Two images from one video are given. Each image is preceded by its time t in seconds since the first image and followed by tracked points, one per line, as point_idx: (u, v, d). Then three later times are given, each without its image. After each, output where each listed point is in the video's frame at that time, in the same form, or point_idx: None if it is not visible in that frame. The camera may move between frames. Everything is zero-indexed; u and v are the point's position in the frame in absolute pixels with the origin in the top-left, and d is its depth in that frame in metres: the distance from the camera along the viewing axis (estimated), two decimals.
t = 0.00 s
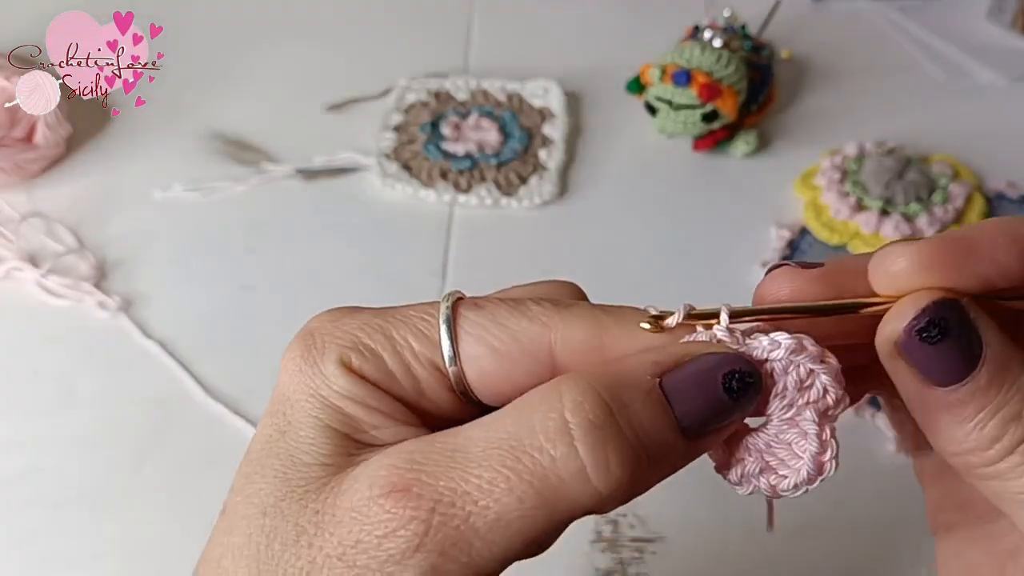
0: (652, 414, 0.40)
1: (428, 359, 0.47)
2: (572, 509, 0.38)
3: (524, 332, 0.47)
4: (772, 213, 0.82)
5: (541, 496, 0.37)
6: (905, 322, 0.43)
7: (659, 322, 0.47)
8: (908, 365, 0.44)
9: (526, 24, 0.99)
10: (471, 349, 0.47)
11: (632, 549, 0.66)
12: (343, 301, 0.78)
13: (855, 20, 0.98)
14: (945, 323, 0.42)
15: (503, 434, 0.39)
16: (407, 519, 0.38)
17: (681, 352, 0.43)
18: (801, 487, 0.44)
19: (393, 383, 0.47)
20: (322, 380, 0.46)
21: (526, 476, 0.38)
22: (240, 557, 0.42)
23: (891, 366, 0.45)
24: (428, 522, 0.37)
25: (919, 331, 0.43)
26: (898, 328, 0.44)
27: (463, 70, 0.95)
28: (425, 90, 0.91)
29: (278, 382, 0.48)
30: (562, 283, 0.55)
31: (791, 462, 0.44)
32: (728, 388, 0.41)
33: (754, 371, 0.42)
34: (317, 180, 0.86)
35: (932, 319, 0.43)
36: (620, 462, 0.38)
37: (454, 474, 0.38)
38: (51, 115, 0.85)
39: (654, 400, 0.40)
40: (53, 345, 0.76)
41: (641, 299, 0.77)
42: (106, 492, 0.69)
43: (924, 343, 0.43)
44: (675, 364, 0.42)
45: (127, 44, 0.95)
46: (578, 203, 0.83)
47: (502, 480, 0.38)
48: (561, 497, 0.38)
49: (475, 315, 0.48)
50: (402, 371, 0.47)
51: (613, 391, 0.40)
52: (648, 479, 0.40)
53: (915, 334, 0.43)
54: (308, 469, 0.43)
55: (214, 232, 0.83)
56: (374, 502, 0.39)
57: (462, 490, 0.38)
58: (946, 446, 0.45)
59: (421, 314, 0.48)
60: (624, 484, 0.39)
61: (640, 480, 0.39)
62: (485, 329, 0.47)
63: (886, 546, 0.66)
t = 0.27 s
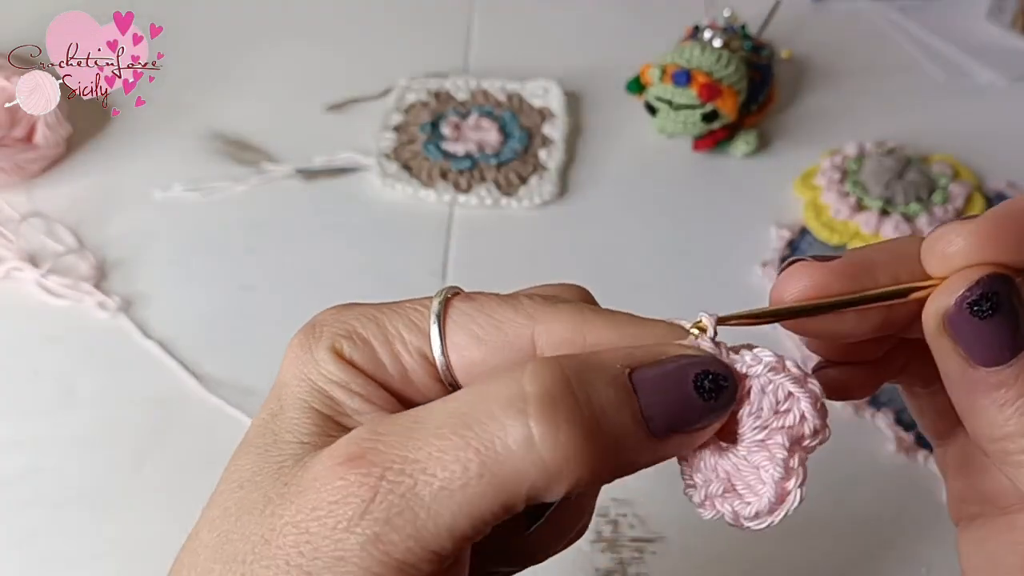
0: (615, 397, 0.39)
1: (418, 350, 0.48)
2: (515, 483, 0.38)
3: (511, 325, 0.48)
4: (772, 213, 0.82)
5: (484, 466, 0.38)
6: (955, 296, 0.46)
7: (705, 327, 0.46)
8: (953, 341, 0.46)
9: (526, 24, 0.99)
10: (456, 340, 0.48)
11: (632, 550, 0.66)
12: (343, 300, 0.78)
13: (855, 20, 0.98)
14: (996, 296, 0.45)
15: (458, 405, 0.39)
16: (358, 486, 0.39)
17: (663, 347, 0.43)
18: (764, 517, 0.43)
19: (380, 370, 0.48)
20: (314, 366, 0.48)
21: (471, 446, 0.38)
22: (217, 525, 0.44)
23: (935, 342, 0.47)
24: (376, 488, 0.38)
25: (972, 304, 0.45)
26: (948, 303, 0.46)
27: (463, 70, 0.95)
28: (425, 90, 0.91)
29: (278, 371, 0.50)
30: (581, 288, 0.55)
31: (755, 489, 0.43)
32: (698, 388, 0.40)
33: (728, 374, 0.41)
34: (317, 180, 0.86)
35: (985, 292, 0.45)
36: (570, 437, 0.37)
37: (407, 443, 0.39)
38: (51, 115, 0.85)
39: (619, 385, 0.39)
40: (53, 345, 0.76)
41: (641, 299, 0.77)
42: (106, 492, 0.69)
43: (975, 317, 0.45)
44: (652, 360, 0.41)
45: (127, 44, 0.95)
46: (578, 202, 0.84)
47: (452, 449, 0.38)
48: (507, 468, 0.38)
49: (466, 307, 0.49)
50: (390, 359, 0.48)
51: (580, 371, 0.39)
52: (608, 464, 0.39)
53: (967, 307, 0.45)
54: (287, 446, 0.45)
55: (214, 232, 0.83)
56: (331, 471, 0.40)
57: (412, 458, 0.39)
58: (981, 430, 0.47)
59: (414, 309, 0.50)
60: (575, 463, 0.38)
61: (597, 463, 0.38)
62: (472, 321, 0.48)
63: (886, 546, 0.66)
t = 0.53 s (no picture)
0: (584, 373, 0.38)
1: (425, 347, 0.48)
2: (479, 448, 0.37)
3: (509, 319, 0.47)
4: (772, 213, 0.82)
5: (449, 431, 0.37)
6: (967, 293, 0.46)
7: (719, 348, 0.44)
8: (962, 339, 0.46)
9: (526, 24, 0.99)
10: (456, 334, 0.47)
11: (632, 550, 0.66)
12: (343, 300, 0.78)
13: (855, 19, 0.98)
14: (1008, 292, 0.45)
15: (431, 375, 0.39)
16: (337, 454, 0.40)
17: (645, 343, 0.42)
18: (716, 530, 0.42)
19: (386, 366, 0.48)
20: (325, 360, 0.49)
21: (437, 411, 0.37)
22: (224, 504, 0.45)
23: (945, 342, 0.47)
24: (351, 454, 0.39)
25: (983, 299, 0.45)
26: (959, 301, 0.46)
27: (463, 70, 0.95)
28: (425, 90, 0.91)
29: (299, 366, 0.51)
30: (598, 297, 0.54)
31: (710, 501, 0.42)
32: (674, 378, 0.40)
33: (704, 369, 0.41)
34: (317, 180, 0.86)
35: (996, 287, 0.45)
36: (531, 403, 0.36)
37: (383, 413, 0.39)
38: (51, 115, 0.85)
39: (592, 364, 0.38)
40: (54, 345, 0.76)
41: (642, 298, 0.77)
42: (106, 492, 0.69)
43: (987, 312, 0.45)
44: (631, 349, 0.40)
45: (127, 44, 0.95)
46: (578, 202, 0.83)
47: (422, 416, 0.38)
48: (472, 436, 0.37)
49: (473, 303, 0.48)
50: (398, 357, 0.48)
51: (556, 349, 0.38)
52: (587, 442, 0.38)
53: (979, 301, 0.45)
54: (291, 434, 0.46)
55: (214, 232, 0.83)
56: (316, 443, 0.41)
57: (387, 426, 0.39)
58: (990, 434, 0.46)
59: (428, 310, 0.49)
60: (535, 426, 0.36)
61: (568, 437, 0.37)
62: (474, 315, 0.48)
63: (888, 548, 0.65)
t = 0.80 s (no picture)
0: (717, 431, 0.41)
1: (481, 379, 0.48)
2: (648, 522, 0.39)
3: (578, 354, 0.47)
4: (772, 213, 0.82)
5: (628, 518, 0.38)
6: (869, 350, 0.45)
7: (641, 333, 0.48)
8: (875, 397, 0.45)
9: (526, 24, 0.99)
10: (523, 370, 0.47)
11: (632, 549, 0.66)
12: (342, 300, 0.78)
13: (855, 19, 0.98)
14: (907, 349, 0.44)
15: (580, 456, 0.39)
16: (500, 547, 0.38)
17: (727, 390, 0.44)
18: (816, 529, 0.46)
19: (445, 404, 0.47)
20: (373, 400, 0.46)
21: (605, 498, 0.38)
22: None
23: (859, 398, 0.46)
24: (520, 549, 0.38)
25: (884, 357, 0.44)
26: (864, 357, 0.45)
27: (463, 70, 0.95)
28: (425, 90, 0.91)
29: (321, 403, 0.47)
30: (556, 280, 0.55)
31: (814, 507, 0.46)
32: (783, 423, 0.43)
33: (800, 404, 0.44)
34: (317, 180, 0.86)
35: (895, 345, 0.44)
36: (686, 471, 0.39)
37: (533, 498, 0.39)
38: (51, 114, 0.85)
39: (718, 423, 0.42)
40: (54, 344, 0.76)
41: (641, 299, 0.77)
42: (106, 492, 0.69)
43: (890, 370, 0.44)
44: (732, 395, 0.44)
45: (127, 44, 0.95)
46: (578, 203, 0.83)
47: (586, 502, 0.38)
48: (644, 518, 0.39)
49: (528, 334, 0.47)
50: (454, 392, 0.47)
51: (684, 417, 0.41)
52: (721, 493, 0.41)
53: (881, 361, 0.44)
54: (373, 492, 0.43)
55: (214, 232, 0.83)
56: (459, 528, 0.39)
57: (548, 513, 0.38)
58: (923, 477, 0.46)
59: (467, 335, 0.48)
60: (694, 490, 0.39)
61: (713, 497, 0.41)
62: (542, 351, 0.47)
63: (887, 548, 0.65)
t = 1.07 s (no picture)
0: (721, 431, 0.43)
1: (503, 375, 0.48)
2: (654, 508, 0.39)
3: (593, 354, 0.48)
4: (772, 213, 0.82)
5: (632, 495, 0.39)
6: (868, 334, 0.45)
7: (657, 259, 0.48)
8: (878, 374, 0.45)
9: (526, 24, 0.99)
10: (543, 368, 0.48)
11: (632, 550, 0.66)
12: (342, 300, 0.78)
13: (855, 19, 0.98)
14: (904, 332, 0.44)
15: (592, 438, 0.40)
16: (505, 515, 0.39)
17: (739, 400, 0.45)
18: (806, 549, 0.48)
19: (463, 393, 0.48)
20: (395, 381, 0.47)
21: (613, 477, 0.39)
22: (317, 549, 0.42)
23: (862, 376, 0.46)
24: (525, 519, 0.38)
25: (882, 342, 0.44)
26: (863, 341, 0.45)
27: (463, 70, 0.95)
28: (425, 90, 0.91)
29: (343, 383, 0.48)
30: (563, 295, 0.56)
31: (804, 527, 0.48)
32: (783, 434, 0.44)
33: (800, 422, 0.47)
34: (317, 180, 0.86)
35: (892, 329, 0.44)
36: (691, 464, 0.40)
37: (543, 473, 0.39)
38: (51, 114, 0.85)
39: (721, 424, 0.43)
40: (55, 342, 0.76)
41: (642, 298, 0.77)
42: (106, 492, 0.69)
43: (889, 353, 0.44)
44: (739, 402, 0.45)
45: (127, 44, 0.95)
46: (578, 203, 0.83)
47: (594, 478, 0.39)
48: (651, 502, 0.39)
49: (550, 333, 0.48)
50: (476, 382, 0.48)
51: (695, 418, 0.42)
52: (722, 491, 0.42)
53: (879, 344, 0.44)
54: (387, 467, 0.43)
55: (215, 232, 0.83)
56: (465, 496, 0.39)
57: (555, 485, 0.39)
58: (924, 447, 0.46)
59: (489, 329, 0.49)
60: (697, 481, 0.40)
61: (716, 489, 0.42)
62: (559, 351, 0.48)
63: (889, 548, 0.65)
